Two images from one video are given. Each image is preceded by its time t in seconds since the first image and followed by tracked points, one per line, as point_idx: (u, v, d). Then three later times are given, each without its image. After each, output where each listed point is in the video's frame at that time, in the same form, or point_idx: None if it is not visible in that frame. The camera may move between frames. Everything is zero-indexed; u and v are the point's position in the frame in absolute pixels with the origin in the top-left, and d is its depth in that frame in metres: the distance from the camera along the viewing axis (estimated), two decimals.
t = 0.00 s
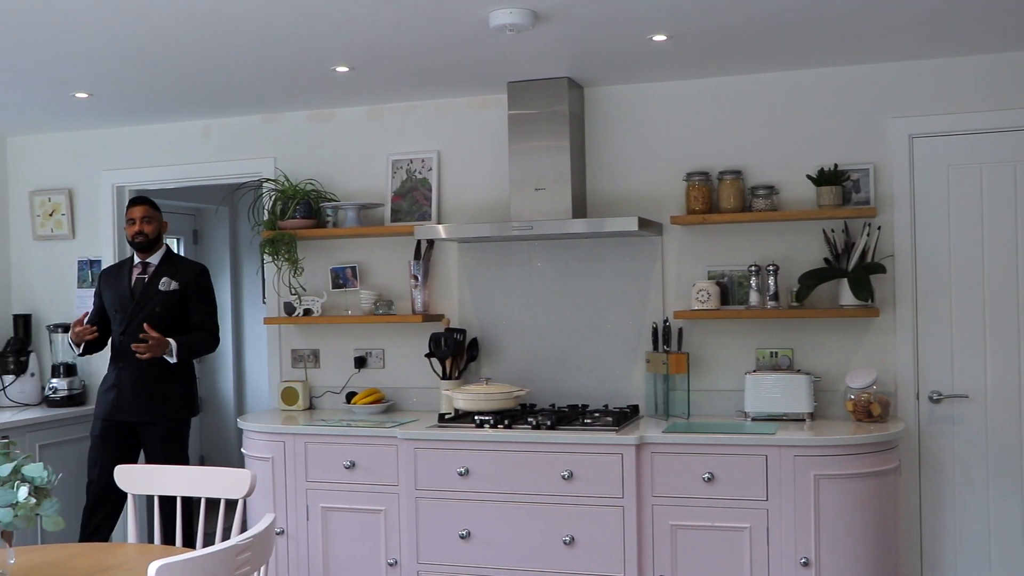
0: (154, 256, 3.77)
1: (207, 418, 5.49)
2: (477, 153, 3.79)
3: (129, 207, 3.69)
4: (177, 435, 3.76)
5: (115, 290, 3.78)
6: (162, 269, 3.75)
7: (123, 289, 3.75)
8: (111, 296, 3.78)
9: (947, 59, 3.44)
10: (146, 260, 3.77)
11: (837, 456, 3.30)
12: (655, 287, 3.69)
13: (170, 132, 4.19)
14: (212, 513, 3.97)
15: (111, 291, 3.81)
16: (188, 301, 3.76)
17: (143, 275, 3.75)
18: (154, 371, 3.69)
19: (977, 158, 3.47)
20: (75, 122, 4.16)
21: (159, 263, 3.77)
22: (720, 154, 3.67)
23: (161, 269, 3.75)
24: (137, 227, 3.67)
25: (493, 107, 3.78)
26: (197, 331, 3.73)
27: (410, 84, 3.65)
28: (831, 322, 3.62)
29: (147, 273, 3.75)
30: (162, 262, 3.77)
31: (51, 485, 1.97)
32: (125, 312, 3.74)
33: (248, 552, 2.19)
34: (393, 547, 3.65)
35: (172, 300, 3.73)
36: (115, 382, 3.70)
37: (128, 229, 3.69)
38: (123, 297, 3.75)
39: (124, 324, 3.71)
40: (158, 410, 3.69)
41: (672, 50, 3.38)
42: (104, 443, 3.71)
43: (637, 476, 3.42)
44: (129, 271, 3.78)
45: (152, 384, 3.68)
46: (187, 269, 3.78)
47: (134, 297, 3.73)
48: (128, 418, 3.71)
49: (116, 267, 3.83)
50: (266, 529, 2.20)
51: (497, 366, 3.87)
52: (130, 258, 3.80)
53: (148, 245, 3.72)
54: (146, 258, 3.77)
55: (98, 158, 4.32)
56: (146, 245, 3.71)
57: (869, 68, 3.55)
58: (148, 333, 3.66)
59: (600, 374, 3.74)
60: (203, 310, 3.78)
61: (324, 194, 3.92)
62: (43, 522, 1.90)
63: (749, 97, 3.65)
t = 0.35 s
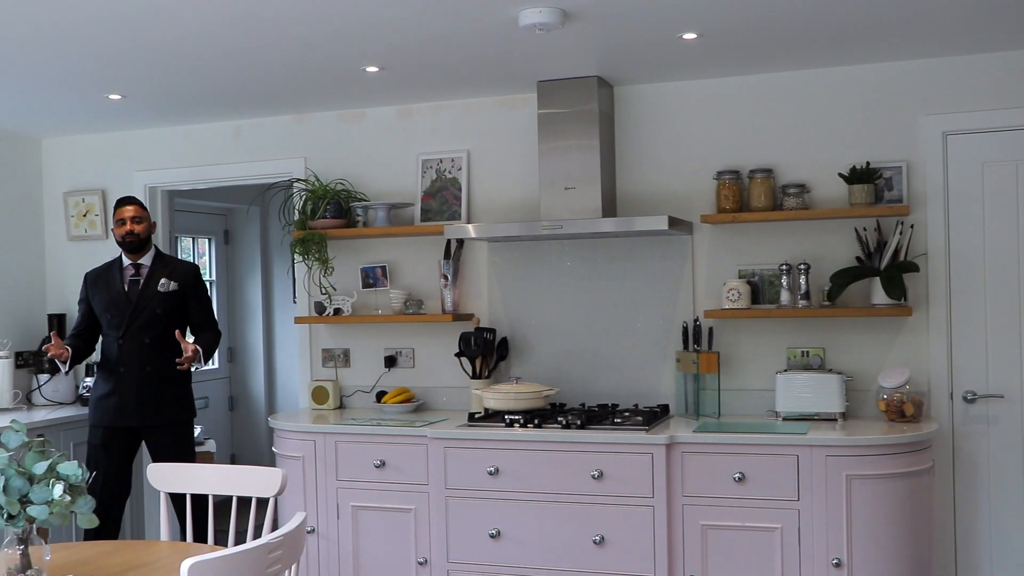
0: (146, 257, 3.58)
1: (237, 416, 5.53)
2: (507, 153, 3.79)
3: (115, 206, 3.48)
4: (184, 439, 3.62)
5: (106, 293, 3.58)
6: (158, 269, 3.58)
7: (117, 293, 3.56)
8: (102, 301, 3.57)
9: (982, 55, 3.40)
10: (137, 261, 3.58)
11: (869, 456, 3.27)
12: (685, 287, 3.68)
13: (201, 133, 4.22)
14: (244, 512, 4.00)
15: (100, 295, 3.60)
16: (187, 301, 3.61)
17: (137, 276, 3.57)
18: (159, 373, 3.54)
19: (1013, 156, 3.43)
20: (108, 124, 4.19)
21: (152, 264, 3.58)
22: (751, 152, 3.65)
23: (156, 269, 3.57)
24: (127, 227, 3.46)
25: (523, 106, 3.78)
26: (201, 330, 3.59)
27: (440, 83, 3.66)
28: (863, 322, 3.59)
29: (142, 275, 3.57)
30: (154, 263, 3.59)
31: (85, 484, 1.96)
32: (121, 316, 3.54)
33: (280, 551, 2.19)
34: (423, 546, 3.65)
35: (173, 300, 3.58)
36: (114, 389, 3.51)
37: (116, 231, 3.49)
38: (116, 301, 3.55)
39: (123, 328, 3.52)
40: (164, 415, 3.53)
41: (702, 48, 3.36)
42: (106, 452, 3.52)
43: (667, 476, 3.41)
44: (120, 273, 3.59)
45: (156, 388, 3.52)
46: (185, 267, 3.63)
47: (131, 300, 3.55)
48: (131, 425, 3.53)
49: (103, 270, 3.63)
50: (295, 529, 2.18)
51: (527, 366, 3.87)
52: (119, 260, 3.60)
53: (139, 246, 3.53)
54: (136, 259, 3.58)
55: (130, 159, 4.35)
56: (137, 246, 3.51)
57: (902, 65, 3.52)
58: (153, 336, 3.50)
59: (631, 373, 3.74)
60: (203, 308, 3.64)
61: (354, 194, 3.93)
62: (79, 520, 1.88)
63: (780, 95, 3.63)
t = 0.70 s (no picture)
0: (138, 255, 3.54)
1: (267, 415, 5.58)
2: (536, 152, 3.79)
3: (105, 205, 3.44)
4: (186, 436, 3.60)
5: (99, 293, 3.50)
6: (151, 267, 3.53)
7: (112, 292, 3.49)
8: (95, 300, 3.50)
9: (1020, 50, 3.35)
10: (130, 260, 3.53)
11: (902, 456, 3.25)
12: (715, 286, 3.67)
13: (231, 134, 4.25)
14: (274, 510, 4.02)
15: (91, 295, 3.52)
16: (180, 298, 3.60)
17: (131, 275, 3.52)
18: (161, 370, 3.52)
19: None
20: (139, 125, 4.24)
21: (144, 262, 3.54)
22: (782, 151, 3.63)
23: (149, 267, 3.53)
24: (117, 225, 3.42)
25: (552, 106, 3.78)
26: (195, 327, 3.59)
27: (470, 83, 3.66)
28: (896, 321, 3.56)
29: (135, 273, 3.52)
30: (147, 260, 3.55)
31: (118, 482, 1.98)
32: (117, 315, 3.48)
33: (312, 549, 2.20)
34: (452, 545, 3.66)
35: (169, 297, 3.55)
36: (114, 389, 3.44)
37: (107, 230, 3.45)
38: (112, 300, 3.48)
39: (123, 328, 3.46)
40: (164, 413, 3.51)
41: (733, 46, 3.34)
42: (111, 453, 3.47)
43: (698, 476, 3.40)
44: (111, 271, 3.53)
45: (158, 386, 3.50)
46: (176, 264, 3.61)
47: (127, 298, 3.49)
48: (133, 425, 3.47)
49: (91, 270, 3.54)
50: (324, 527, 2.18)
51: (556, 366, 3.87)
52: (109, 258, 3.55)
53: (131, 244, 3.49)
54: (129, 258, 3.53)
55: (162, 161, 4.40)
56: (129, 244, 3.47)
57: (936, 61, 3.49)
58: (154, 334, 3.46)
59: (661, 373, 3.73)
60: (194, 306, 3.64)
61: (384, 195, 3.95)
62: (113, 517, 1.90)
63: (812, 93, 3.60)
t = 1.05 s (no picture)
0: (147, 256, 3.50)
1: (296, 414, 5.61)
2: (565, 151, 3.79)
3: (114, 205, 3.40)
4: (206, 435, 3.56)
5: (111, 295, 3.45)
6: (161, 266, 3.48)
7: (123, 293, 3.44)
8: (108, 303, 3.45)
9: None
10: (138, 261, 3.48)
11: (934, 456, 3.21)
12: (745, 285, 3.65)
13: (261, 134, 4.28)
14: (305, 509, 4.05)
15: (104, 297, 3.47)
16: (191, 297, 3.53)
17: (141, 276, 3.46)
18: (175, 370, 3.45)
19: None
20: (170, 127, 4.28)
21: (154, 262, 3.49)
22: (813, 149, 3.61)
23: (159, 267, 3.48)
24: (128, 226, 3.39)
25: (582, 105, 3.78)
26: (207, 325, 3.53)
27: (499, 82, 3.66)
28: (929, 320, 3.52)
29: (145, 273, 3.47)
30: (156, 261, 3.50)
31: (150, 480, 1.99)
32: (131, 316, 3.44)
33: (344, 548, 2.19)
34: (481, 545, 3.66)
35: (180, 296, 3.50)
36: (131, 391, 3.39)
37: (116, 230, 3.40)
38: (125, 301, 3.44)
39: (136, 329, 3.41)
40: (181, 413, 3.46)
41: (762, 44, 3.32)
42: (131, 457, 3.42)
43: (728, 475, 3.38)
44: (121, 273, 3.47)
45: (173, 386, 3.44)
46: (186, 262, 3.55)
47: (139, 299, 3.45)
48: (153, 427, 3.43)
49: (100, 273, 3.48)
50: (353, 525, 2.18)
51: (585, 365, 3.87)
52: (119, 261, 3.50)
53: (140, 245, 3.45)
54: (137, 259, 3.49)
55: (192, 161, 4.44)
56: (138, 245, 3.43)
57: (970, 58, 3.45)
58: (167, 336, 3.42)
59: (691, 372, 3.72)
60: (204, 305, 3.56)
61: (413, 194, 3.96)
62: (145, 514, 1.91)
63: (843, 91, 3.58)
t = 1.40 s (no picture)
0: (176, 256, 3.51)
1: (329, 413, 5.65)
2: (598, 150, 3.79)
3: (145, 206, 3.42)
4: (235, 436, 3.56)
5: (141, 296, 3.49)
6: (190, 267, 3.50)
7: (152, 294, 3.48)
8: (137, 303, 3.49)
9: None
10: (168, 261, 3.50)
11: (973, 458, 3.17)
12: (779, 284, 3.63)
13: (294, 135, 4.32)
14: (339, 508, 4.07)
15: (135, 299, 3.51)
16: (219, 298, 3.54)
17: (170, 275, 3.48)
18: (201, 370, 3.46)
19: None
20: (204, 128, 4.33)
21: (183, 263, 3.50)
22: (848, 147, 3.57)
23: (188, 267, 3.50)
24: (159, 226, 3.40)
25: (614, 104, 3.77)
26: (235, 326, 3.52)
27: (530, 82, 3.66)
28: (967, 320, 3.48)
29: (174, 273, 3.49)
30: (186, 261, 3.52)
31: (186, 477, 1.99)
32: (159, 316, 3.47)
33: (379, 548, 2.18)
34: (515, 545, 3.66)
35: (208, 297, 3.51)
36: (158, 392, 3.42)
37: (147, 230, 3.42)
38: (153, 301, 3.47)
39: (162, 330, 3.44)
40: (209, 413, 3.47)
41: (796, 42, 3.30)
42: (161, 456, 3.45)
43: (762, 476, 3.35)
44: (151, 274, 3.50)
45: (200, 387, 3.45)
46: (215, 262, 3.55)
47: (167, 299, 3.47)
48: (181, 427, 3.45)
49: (132, 274, 3.53)
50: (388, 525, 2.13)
51: (619, 365, 3.87)
52: (148, 262, 3.52)
53: (170, 246, 3.46)
54: (167, 259, 3.50)
55: (226, 162, 4.48)
56: (168, 246, 3.45)
57: (1009, 53, 3.39)
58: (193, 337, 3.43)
59: (724, 372, 3.70)
60: (234, 306, 3.56)
61: (445, 194, 3.98)
62: (180, 513, 1.91)
63: (879, 87, 3.54)
